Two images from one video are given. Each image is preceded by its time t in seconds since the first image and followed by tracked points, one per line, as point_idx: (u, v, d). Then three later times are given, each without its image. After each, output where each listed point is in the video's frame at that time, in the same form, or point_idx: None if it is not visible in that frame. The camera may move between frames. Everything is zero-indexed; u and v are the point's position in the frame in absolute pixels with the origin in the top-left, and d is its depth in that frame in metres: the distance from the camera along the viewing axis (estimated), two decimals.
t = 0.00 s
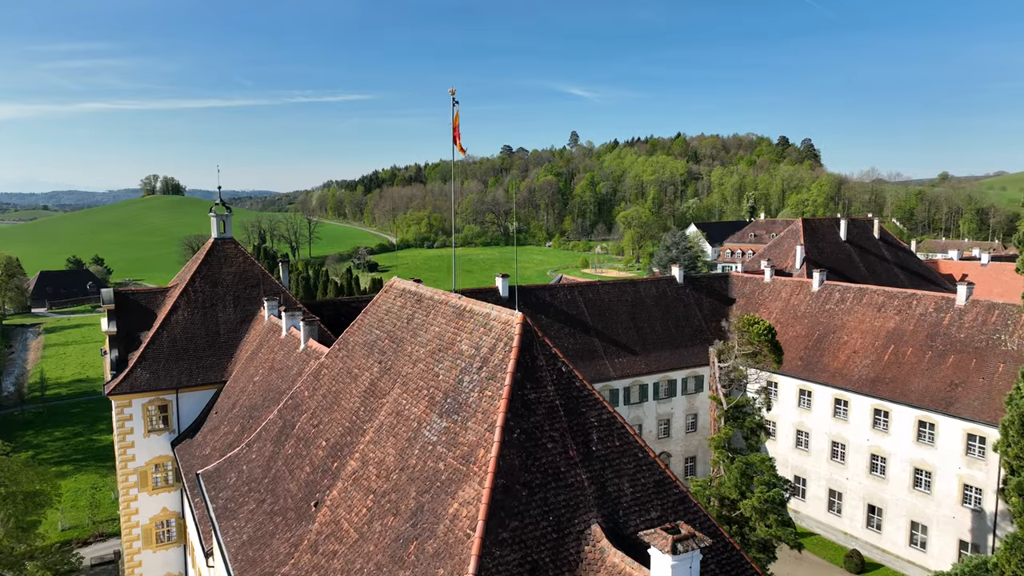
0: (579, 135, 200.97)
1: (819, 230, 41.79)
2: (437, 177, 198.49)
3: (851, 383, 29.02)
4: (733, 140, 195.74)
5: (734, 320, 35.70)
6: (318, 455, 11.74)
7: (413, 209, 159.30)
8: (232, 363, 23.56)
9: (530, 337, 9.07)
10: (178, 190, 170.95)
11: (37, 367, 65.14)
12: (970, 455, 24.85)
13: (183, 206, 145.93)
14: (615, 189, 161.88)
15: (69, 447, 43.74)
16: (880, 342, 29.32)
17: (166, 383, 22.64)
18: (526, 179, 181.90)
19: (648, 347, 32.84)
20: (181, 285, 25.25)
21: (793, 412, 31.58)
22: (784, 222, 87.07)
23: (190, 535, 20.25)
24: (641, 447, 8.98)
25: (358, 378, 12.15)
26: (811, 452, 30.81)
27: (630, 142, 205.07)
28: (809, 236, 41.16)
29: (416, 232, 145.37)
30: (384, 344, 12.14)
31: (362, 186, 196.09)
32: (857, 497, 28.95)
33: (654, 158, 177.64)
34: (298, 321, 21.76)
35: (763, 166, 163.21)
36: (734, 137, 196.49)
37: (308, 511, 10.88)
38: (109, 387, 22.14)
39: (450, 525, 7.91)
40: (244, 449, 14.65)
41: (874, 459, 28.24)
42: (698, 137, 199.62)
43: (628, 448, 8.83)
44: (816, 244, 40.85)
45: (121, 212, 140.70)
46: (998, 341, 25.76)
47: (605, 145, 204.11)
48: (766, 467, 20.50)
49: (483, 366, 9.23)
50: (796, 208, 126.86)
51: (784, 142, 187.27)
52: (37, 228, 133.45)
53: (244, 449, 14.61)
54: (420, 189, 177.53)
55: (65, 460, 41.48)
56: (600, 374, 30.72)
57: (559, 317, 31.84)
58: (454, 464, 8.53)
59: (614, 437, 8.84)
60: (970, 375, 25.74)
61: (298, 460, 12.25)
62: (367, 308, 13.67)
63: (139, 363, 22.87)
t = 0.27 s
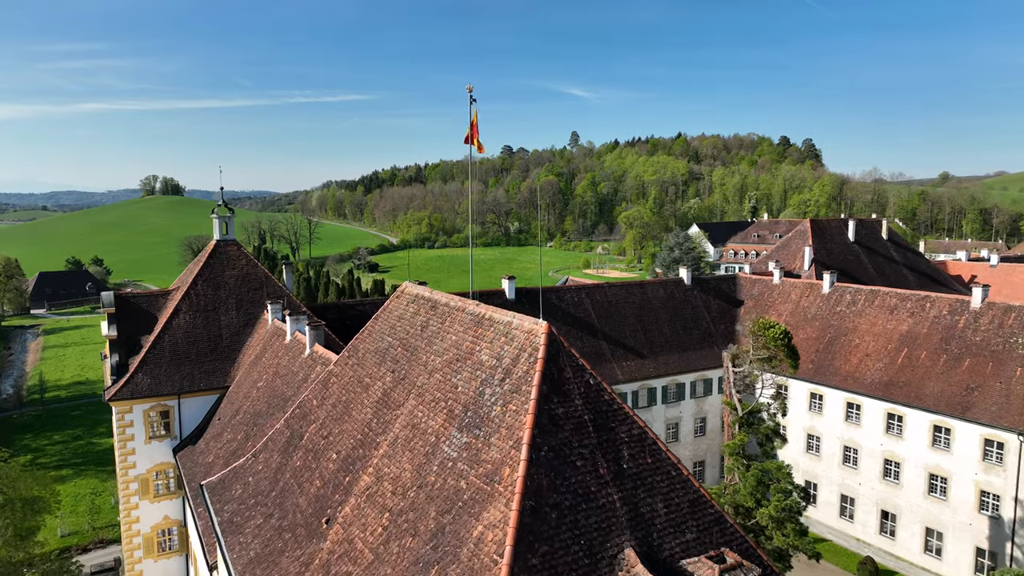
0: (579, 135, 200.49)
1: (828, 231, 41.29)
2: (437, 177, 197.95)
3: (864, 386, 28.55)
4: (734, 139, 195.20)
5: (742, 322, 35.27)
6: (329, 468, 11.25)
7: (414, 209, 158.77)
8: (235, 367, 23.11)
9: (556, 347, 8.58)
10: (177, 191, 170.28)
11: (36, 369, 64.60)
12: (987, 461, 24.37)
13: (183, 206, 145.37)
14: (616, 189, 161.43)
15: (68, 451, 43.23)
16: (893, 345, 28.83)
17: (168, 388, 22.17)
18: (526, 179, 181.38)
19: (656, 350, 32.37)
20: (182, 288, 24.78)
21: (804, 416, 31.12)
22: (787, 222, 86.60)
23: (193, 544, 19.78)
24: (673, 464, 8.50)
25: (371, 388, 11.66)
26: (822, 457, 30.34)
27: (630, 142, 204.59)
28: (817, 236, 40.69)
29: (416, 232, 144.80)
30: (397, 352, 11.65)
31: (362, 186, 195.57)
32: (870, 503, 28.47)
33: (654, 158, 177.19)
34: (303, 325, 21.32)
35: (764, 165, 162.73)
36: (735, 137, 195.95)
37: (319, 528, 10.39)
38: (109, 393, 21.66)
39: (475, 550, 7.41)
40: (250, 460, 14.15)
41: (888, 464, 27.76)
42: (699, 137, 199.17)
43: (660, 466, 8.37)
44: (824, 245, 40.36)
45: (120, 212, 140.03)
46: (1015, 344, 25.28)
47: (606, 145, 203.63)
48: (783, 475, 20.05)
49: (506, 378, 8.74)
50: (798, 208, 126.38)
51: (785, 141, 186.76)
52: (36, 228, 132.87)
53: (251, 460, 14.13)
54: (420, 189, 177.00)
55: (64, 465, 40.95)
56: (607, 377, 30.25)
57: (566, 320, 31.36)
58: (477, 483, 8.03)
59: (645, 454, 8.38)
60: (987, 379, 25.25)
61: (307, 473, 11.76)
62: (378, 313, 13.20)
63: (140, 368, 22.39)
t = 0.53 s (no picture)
0: (579, 135, 200.38)
1: (835, 232, 40.85)
2: (437, 177, 197.52)
3: (877, 390, 28.08)
4: (735, 139, 194.98)
5: (751, 324, 34.84)
6: (341, 482, 10.76)
7: (414, 209, 158.38)
8: (238, 372, 22.65)
9: (586, 359, 8.11)
10: (177, 191, 169.71)
11: (35, 371, 64.11)
12: (1005, 466, 23.89)
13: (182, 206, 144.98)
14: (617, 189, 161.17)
15: (67, 455, 42.70)
16: (906, 348, 28.39)
17: (169, 394, 21.69)
18: (527, 179, 181.00)
19: (664, 353, 31.94)
20: (184, 291, 24.33)
21: (815, 420, 30.67)
22: (791, 222, 86.21)
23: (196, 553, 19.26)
24: (710, 483, 8.02)
25: (384, 398, 11.19)
26: (834, 461, 29.88)
27: (631, 142, 204.33)
28: (825, 237, 40.26)
29: (416, 233, 144.46)
30: (411, 361, 11.17)
31: (362, 187, 195.31)
32: (883, 508, 27.97)
33: (655, 158, 176.98)
34: (308, 329, 20.87)
35: (765, 165, 162.47)
36: (735, 136, 195.69)
37: (331, 547, 9.89)
38: (109, 399, 21.19)
39: None
40: (256, 471, 13.64)
41: (901, 469, 27.29)
42: (700, 137, 198.92)
43: (697, 485, 7.90)
44: (832, 246, 39.91)
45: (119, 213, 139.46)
46: None
47: (606, 145, 203.46)
48: (800, 482, 19.53)
49: (530, 391, 8.28)
50: (800, 208, 126.12)
51: (785, 141, 186.52)
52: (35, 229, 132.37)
53: (257, 471, 13.62)
54: (420, 189, 176.71)
55: (63, 469, 40.42)
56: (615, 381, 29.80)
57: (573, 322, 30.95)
58: (504, 505, 7.52)
59: (681, 472, 7.91)
60: (1004, 383, 24.75)
61: (318, 487, 11.26)
62: (390, 319, 12.74)
63: (140, 373, 21.93)
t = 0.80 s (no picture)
0: (579, 135, 200.05)
1: (843, 233, 40.40)
2: (436, 177, 196.93)
3: (890, 394, 27.60)
4: (735, 139, 194.73)
5: (759, 326, 34.45)
6: (354, 497, 10.25)
7: (414, 210, 157.90)
8: (241, 377, 22.22)
9: (619, 372, 7.62)
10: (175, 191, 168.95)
11: (33, 373, 63.55)
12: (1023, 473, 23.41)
13: (181, 207, 144.45)
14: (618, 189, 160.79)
15: (66, 459, 42.17)
16: (919, 351, 27.91)
17: (170, 400, 21.23)
18: (526, 179, 180.50)
19: (672, 356, 31.49)
20: (185, 294, 23.92)
21: (825, 424, 30.20)
22: (793, 222, 85.83)
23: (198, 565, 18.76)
24: (751, 504, 7.52)
25: (398, 409, 10.69)
26: (845, 466, 29.39)
27: (631, 141, 204.00)
28: (833, 238, 39.82)
29: (416, 233, 144.02)
30: (426, 371, 10.68)
31: (361, 187, 194.85)
32: (897, 514, 27.49)
33: (655, 158, 176.70)
34: (312, 333, 20.40)
35: (766, 165, 162.18)
36: (735, 136, 195.44)
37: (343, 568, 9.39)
38: (109, 405, 20.71)
39: None
40: (263, 484, 13.15)
41: (915, 474, 26.80)
42: (700, 137, 198.60)
43: (739, 507, 7.41)
44: (840, 247, 39.44)
45: (117, 213, 138.70)
46: None
47: (606, 145, 203.16)
48: (817, 490, 19.05)
49: (559, 405, 7.79)
50: (801, 208, 125.82)
51: (786, 141, 186.30)
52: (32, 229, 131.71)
53: (263, 483, 13.13)
54: (420, 189, 176.22)
55: (62, 473, 39.89)
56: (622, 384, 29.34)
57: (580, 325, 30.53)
58: (534, 529, 7.01)
59: (721, 493, 7.42)
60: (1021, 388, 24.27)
61: (329, 503, 10.74)
62: (402, 324, 12.28)
63: (141, 379, 21.46)
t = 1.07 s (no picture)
0: (578, 135, 199.77)
1: (851, 233, 39.93)
2: (435, 177, 196.44)
3: (903, 398, 27.14)
4: (735, 139, 194.55)
5: (768, 328, 34.02)
6: (366, 515, 9.73)
7: (413, 210, 157.38)
8: (243, 382, 21.78)
9: (658, 387, 7.12)
10: (173, 190, 168.24)
11: (30, 375, 62.93)
12: None
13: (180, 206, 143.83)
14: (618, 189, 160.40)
15: (64, 463, 41.60)
16: (933, 354, 27.43)
17: (171, 406, 20.78)
18: (526, 179, 180.11)
19: (681, 359, 31.12)
20: (186, 296, 23.47)
21: (837, 428, 29.72)
22: (796, 222, 85.42)
23: None
24: (799, 528, 7.02)
25: (414, 421, 10.19)
26: (857, 471, 28.91)
27: (630, 141, 203.69)
28: (841, 238, 39.37)
29: (415, 233, 143.55)
30: (443, 381, 10.16)
31: (360, 187, 194.29)
32: (910, 520, 27.01)
33: (655, 158, 176.44)
34: (317, 338, 19.95)
35: (766, 165, 161.96)
36: (735, 136, 195.25)
37: None
38: (108, 412, 20.24)
39: None
40: (268, 497, 12.64)
41: (929, 480, 26.31)
42: (700, 137, 198.37)
43: (786, 532, 6.91)
44: (848, 248, 38.98)
45: (116, 213, 138.04)
46: None
47: (605, 145, 202.85)
48: (835, 499, 18.56)
49: (592, 422, 7.29)
50: (802, 209, 125.46)
51: (786, 141, 186.13)
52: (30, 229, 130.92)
53: (270, 496, 12.62)
54: (419, 189, 175.66)
55: (60, 478, 39.33)
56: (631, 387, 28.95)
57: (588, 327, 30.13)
58: (569, 558, 6.50)
59: (768, 518, 6.92)
60: None
61: (340, 520, 10.23)
62: (416, 332, 11.79)
63: (140, 385, 20.99)
